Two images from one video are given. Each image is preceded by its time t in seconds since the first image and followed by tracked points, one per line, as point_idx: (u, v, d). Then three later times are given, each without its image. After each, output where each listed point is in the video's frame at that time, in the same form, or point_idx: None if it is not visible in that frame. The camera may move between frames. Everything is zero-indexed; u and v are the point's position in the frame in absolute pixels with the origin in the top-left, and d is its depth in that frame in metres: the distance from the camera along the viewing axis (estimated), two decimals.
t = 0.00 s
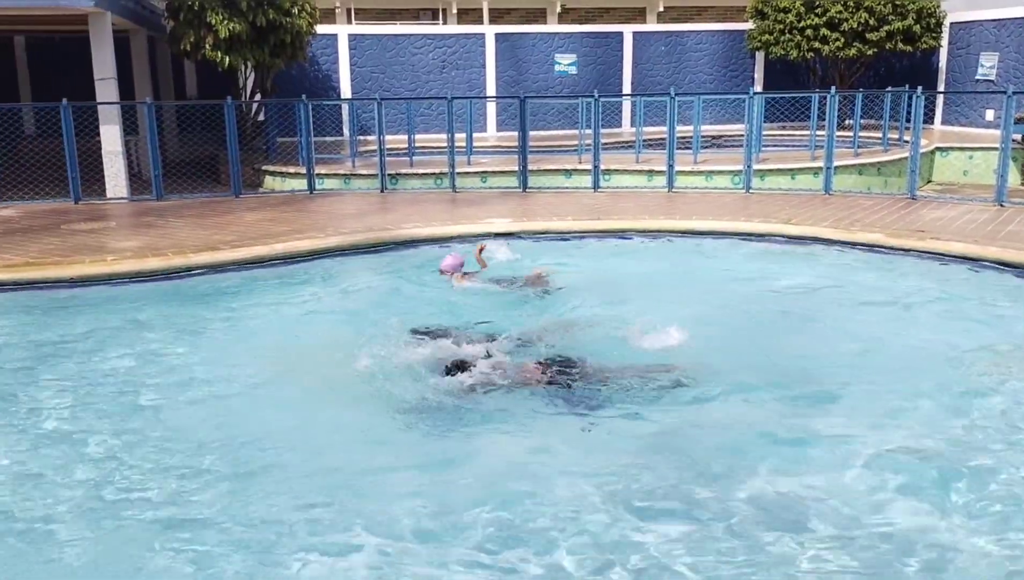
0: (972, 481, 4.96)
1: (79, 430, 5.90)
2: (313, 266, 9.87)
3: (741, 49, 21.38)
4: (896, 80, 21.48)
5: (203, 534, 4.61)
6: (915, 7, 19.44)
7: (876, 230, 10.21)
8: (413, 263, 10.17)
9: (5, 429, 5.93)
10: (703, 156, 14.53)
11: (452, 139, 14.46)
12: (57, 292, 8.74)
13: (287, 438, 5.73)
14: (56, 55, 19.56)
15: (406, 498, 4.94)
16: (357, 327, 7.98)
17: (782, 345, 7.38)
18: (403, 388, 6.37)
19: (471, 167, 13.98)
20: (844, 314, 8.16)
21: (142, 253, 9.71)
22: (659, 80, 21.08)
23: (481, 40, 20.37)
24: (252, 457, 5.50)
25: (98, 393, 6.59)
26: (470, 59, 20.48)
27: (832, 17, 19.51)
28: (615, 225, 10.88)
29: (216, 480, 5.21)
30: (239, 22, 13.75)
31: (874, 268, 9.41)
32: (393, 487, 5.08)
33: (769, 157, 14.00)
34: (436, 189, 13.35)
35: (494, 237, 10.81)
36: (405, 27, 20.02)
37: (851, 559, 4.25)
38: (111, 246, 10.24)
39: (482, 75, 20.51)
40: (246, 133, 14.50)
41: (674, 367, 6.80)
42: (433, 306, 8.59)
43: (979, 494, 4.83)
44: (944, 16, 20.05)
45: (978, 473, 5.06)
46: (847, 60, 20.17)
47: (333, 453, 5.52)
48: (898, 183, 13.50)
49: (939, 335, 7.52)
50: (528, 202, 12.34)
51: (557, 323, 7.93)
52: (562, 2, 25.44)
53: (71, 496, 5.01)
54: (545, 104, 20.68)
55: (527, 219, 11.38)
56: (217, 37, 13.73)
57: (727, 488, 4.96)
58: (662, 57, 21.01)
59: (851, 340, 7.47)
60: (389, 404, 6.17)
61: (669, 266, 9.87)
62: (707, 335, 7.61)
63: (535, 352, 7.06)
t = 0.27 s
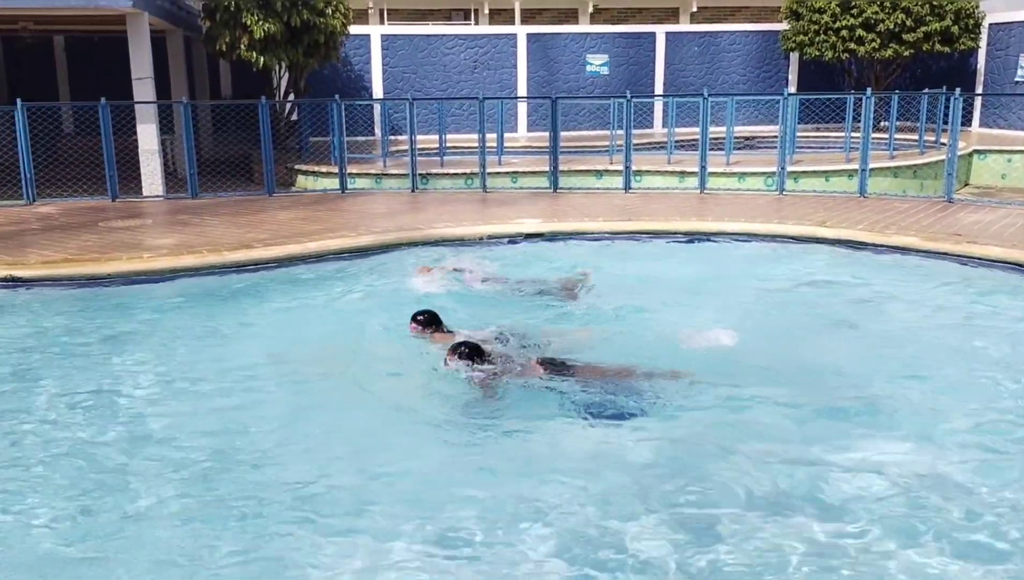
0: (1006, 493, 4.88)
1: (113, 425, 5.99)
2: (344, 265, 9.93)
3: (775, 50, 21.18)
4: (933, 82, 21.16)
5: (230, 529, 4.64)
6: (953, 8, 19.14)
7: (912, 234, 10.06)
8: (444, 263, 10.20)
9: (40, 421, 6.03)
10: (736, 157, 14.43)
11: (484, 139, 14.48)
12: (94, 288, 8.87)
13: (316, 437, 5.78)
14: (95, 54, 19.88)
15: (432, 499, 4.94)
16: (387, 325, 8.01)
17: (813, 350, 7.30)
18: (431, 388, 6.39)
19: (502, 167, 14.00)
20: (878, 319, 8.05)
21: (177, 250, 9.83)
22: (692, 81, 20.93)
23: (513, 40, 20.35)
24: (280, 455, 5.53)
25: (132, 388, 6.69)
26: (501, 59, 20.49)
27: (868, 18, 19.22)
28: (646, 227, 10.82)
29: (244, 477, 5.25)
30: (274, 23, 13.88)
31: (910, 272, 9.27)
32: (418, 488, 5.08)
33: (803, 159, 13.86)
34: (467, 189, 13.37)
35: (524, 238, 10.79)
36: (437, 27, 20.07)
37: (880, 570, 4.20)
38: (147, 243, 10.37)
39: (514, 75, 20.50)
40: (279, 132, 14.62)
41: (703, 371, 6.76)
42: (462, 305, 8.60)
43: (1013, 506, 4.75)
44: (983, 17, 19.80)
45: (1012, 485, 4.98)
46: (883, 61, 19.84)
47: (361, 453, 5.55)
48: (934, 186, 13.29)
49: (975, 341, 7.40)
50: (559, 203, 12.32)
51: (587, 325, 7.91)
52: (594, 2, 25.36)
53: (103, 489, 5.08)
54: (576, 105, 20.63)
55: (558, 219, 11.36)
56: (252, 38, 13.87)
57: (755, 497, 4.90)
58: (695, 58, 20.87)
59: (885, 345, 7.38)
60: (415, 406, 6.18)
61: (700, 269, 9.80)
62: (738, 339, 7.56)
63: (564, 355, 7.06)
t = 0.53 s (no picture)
0: None
1: (138, 421, 6.03)
2: (367, 263, 9.96)
3: (800, 50, 21.02)
4: (961, 82, 20.95)
5: (253, 524, 4.66)
6: (983, 8, 19.06)
7: (940, 236, 9.93)
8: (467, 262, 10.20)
9: (66, 417, 6.08)
10: (760, 157, 14.36)
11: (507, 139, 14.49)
12: (121, 285, 8.95)
13: (338, 436, 5.79)
14: (122, 54, 20.08)
15: (454, 498, 4.93)
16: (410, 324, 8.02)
17: (840, 352, 7.22)
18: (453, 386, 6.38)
19: (525, 167, 14.01)
20: (906, 321, 7.96)
21: (203, 249, 9.90)
22: (717, 81, 20.80)
23: (536, 40, 20.32)
24: (303, 453, 5.54)
25: (157, 385, 6.73)
26: (525, 59, 20.47)
27: (896, 18, 19.03)
28: (670, 227, 10.77)
29: (268, 474, 5.26)
30: (300, 23, 13.96)
31: (938, 275, 9.16)
32: (442, 485, 5.07)
33: (828, 160, 13.76)
34: (490, 189, 13.37)
35: (548, 238, 10.77)
36: (460, 27, 20.09)
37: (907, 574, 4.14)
38: (173, 242, 10.45)
39: (537, 75, 20.47)
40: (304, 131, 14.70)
41: (727, 374, 6.70)
42: (485, 303, 8.59)
43: None
44: (1012, 18, 19.73)
45: None
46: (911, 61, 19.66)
47: (383, 451, 5.55)
48: (962, 187, 13.13)
49: (1005, 344, 7.29)
50: (582, 203, 12.29)
51: (610, 326, 7.87)
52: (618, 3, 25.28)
53: (127, 484, 5.11)
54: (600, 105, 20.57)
55: (581, 220, 11.33)
56: (278, 38, 13.96)
57: (780, 499, 4.84)
58: (720, 58, 20.75)
59: (912, 348, 7.29)
60: (437, 404, 6.17)
61: (725, 270, 9.74)
62: (762, 341, 7.49)
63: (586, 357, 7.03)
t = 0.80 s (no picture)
0: None
1: (163, 415, 6.09)
2: (391, 261, 9.99)
3: (827, 49, 20.85)
4: (990, 82, 20.77)
5: (276, 515, 4.69)
6: (1012, 7, 18.88)
7: (969, 237, 9.81)
8: (490, 261, 10.21)
9: (93, 411, 6.15)
10: (786, 157, 14.29)
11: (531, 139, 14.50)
12: (148, 282, 9.05)
13: (361, 431, 5.81)
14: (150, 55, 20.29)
15: (475, 491, 4.94)
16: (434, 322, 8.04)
17: (865, 353, 7.16)
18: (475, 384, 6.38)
19: (549, 167, 14.02)
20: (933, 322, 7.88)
21: (229, 247, 9.98)
22: (742, 80, 20.72)
23: (560, 39, 20.30)
24: (325, 448, 5.57)
25: (182, 380, 6.79)
26: (549, 58, 20.45)
27: (924, 17, 18.89)
28: (694, 228, 10.72)
29: (290, 467, 5.29)
30: (325, 23, 14.05)
31: (966, 276, 9.06)
32: (463, 480, 5.08)
33: (854, 160, 13.66)
34: (513, 188, 13.37)
35: (571, 237, 10.76)
36: (485, 27, 20.10)
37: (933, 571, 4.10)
38: (199, 240, 10.55)
39: (561, 75, 20.45)
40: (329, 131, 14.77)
41: (751, 374, 6.67)
42: (508, 301, 8.59)
43: None
44: None
45: None
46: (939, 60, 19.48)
47: (405, 445, 5.57)
48: (991, 188, 12.97)
49: None
50: (606, 203, 12.27)
51: (633, 326, 7.85)
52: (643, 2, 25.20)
53: (152, 476, 5.16)
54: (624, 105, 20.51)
55: (605, 219, 11.31)
56: (304, 37, 14.06)
57: (804, 498, 4.81)
58: (746, 57, 20.63)
59: (939, 350, 7.21)
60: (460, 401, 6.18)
61: (750, 270, 9.68)
62: (786, 342, 7.44)
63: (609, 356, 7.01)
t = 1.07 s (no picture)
0: None
1: (184, 411, 6.14)
2: (411, 259, 10.02)
3: (852, 47, 20.66)
4: (1018, 80, 20.47)
5: (295, 512, 4.72)
6: None
7: (995, 237, 9.68)
8: (510, 259, 10.20)
9: (116, 406, 6.22)
10: (809, 156, 14.16)
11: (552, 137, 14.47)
12: (171, 278, 9.12)
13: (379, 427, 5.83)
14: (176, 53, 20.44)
15: (492, 491, 4.94)
16: (453, 320, 8.05)
17: (887, 354, 7.09)
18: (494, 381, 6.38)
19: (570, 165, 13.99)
20: (957, 323, 7.79)
21: (251, 245, 10.04)
22: (765, 79, 20.58)
23: (582, 37, 20.24)
24: (344, 444, 5.59)
25: (204, 376, 6.85)
26: (571, 57, 20.41)
27: (951, 15, 18.61)
28: (716, 227, 10.66)
29: (308, 464, 5.32)
30: (348, 21, 14.09)
31: (992, 277, 8.94)
32: (480, 479, 5.09)
33: (879, 159, 13.51)
34: (534, 187, 13.35)
35: (591, 236, 10.73)
36: (507, 25, 20.09)
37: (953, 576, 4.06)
38: (222, 237, 10.63)
39: (583, 73, 20.39)
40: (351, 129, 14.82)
41: (771, 375, 6.62)
42: (528, 300, 8.59)
43: None
44: None
45: None
46: (966, 58, 19.23)
47: (423, 443, 5.58)
48: (1018, 188, 12.80)
49: None
50: (627, 202, 12.22)
51: (653, 325, 7.82)
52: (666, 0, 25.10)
53: (172, 471, 5.21)
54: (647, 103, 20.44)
55: (626, 218, 11.27)
56: (326, 36, 14.11)
57: (822, 501, 4.77)
58: (769, 56, 20.49)
59: (962, 351, 7.13)
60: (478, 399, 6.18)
61: (772, 270, 9.61)
62: (807, 342, 7.38)
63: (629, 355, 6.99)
